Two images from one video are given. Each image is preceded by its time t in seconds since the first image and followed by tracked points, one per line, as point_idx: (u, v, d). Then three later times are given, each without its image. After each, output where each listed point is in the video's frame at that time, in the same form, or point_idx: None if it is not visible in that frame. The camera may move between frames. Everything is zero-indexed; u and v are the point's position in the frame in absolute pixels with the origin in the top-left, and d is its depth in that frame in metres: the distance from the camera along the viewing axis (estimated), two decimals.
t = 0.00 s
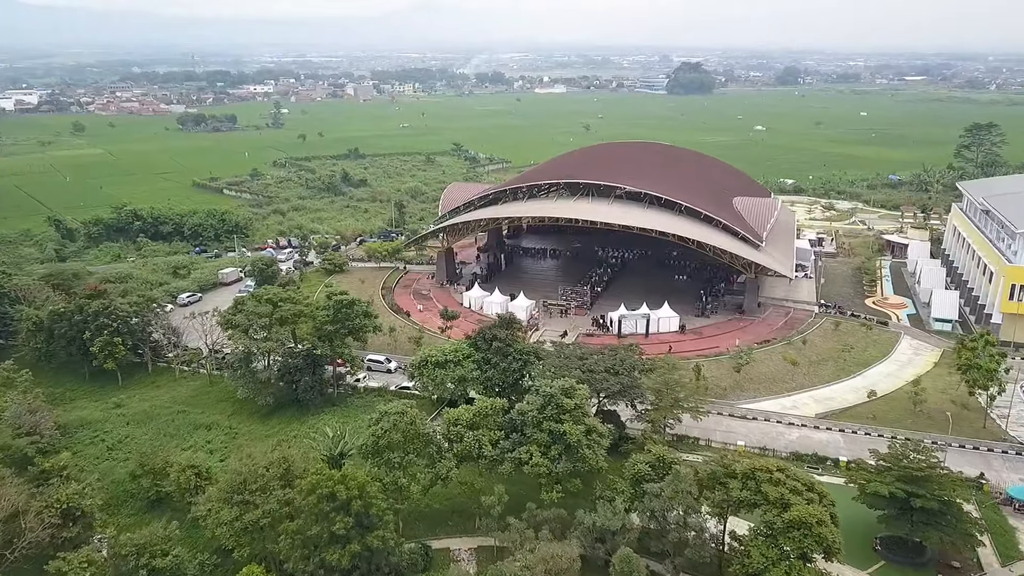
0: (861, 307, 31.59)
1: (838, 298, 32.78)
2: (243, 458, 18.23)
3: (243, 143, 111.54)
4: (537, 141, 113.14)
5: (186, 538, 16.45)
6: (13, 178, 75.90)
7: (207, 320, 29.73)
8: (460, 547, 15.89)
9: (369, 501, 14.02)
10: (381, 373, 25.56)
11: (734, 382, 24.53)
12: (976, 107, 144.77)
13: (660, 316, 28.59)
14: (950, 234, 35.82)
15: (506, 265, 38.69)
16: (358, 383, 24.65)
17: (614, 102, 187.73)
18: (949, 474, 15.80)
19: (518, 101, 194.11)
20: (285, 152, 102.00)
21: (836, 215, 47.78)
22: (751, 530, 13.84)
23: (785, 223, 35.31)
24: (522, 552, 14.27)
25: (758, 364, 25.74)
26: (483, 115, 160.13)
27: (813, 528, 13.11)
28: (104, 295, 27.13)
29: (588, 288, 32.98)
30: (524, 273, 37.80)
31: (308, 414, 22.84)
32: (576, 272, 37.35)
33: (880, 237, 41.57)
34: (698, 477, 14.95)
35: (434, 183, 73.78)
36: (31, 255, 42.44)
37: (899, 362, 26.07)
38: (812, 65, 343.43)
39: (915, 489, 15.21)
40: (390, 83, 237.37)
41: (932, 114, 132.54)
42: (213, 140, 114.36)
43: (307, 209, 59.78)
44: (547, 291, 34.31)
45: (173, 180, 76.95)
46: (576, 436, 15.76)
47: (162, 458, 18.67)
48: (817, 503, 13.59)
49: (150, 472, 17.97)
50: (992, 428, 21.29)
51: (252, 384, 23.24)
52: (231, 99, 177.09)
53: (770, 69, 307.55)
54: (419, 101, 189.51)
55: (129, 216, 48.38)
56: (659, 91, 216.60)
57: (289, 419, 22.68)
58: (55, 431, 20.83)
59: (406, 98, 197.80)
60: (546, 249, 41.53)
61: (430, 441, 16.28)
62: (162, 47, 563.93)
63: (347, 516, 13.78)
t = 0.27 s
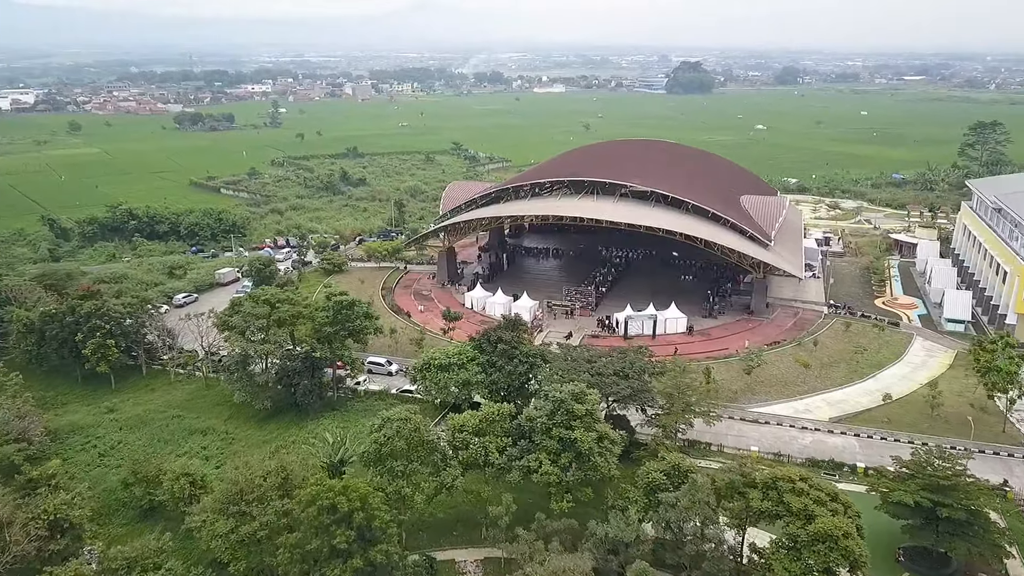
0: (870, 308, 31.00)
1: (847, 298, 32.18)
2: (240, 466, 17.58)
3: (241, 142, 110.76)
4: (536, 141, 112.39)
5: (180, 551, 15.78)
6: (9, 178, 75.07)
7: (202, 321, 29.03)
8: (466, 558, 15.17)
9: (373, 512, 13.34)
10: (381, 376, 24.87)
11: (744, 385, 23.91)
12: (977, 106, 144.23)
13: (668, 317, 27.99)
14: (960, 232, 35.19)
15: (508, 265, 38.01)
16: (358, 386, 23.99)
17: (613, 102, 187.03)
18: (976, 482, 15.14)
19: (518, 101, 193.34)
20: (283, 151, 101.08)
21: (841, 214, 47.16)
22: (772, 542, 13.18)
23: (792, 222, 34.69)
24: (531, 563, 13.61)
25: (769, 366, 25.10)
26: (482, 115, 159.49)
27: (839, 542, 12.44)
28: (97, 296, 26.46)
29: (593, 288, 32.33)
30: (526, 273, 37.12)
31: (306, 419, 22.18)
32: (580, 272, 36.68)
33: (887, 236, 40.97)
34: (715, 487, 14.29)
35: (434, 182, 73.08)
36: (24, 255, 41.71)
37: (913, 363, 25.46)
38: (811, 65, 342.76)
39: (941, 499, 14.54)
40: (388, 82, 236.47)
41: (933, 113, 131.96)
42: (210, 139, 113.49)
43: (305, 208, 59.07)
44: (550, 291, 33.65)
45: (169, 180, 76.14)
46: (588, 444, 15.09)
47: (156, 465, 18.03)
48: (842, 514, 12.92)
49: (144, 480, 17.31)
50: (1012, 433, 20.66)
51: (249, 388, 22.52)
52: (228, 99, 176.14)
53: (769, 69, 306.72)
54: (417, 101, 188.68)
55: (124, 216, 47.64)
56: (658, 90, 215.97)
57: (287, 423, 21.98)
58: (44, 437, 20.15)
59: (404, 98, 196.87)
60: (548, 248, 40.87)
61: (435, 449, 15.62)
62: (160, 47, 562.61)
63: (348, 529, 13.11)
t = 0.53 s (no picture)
0: (879, 308, 30.36)
1: (855, 298, 31.53)
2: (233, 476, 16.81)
3: (236, 141, 109.82)
4: (535, 140, 111.66)
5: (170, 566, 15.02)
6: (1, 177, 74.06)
7: (196, 323, 28.23)
8: (470, 572, 14.41)
9: (374, 527, 12.59)
10: (381, 380, 24.14)
11: (755, 388, 23.22)
12: (975, 105, 143.91)
13: (674, 318, 27.32)
14: (969, 231, 34.54)
15: (509, 265, 37.29)
16: (356, 391, 23.22)
17: (611, 101, 186.37)
18: (1006, 492, 14.42)
19: (515, 100, 192.63)
20: (279, 150, 100.17)
21: (846, 213, 46.52)
22: (796, 558, 12.42)
23: (799, 221, 34.02)
24: None
25: (779, 369, 24.42)
26: (479, 114, 158.80)
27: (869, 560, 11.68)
28: (86, 298, 25.62)
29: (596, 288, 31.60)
30: (527, 273, 36.36)
31: (303, 425, 21.40)
32: (582, 272, 35.97)
33: (893, 235, 40.34)
34: (734, 499, 13.53)
35: (432, 181, 72.30)
36: (14, 255, 40.82)
37: (926, 365, 24.81)
38: (809, 64, 342.75)
39: (972, 511, 13.81)
40: (385, 82, 235.55)
41: (932, 112, 131.58)
42: (206, 138, 112.51)
43: (302, 208, 58.25)
44: (553, 292, 32.91)
45: (164, 179, 75.23)
46: (599, 453, 14.34)
47: (146, 474, 17.27)
48: (871, 529, 12.15)
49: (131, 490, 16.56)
50: None
51: (244, 393, 21.73)
52: (224, 98, 175.14)
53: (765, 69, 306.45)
54: (414, 100, 187.77)
55: (117, 215, 46.77)
56: (656, 90, 215.44)
57: (283, 430, 21.20)
58: (30, 446, 19.35)
59: (401, 98, 195.91)
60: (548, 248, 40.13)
61: (437, 459, 14.91)
62: (155, 47, 560.28)
63: (347, 545, 12.38)
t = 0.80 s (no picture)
0: (882, 307, 29.85)
1: (857, 297, 31.01)
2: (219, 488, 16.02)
3: (224, 140, 108.51)
4: (527, 139, 110.95)
5: None
6: None
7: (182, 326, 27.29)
8: None
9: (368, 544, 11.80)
10: (373, 384, 23.33)
11: (760, 390, 22.58)
12: (965, 104, 144.39)
13: (675, 319, 26.70)
14: (970, 229, 34.11)
15: (504, 265, 36.54)
16: (349, 395, 22.39)
17: (602, 100, 185.91)
18: None
19: (506, 99, 191.83)
20: (268, 150, 98.97)
21: (843, 211, 46.08)
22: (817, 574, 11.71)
23: (800, 218, 33.45)
24: None
25: (783, 370, 23.80)
26: (470, 113, 157.94)
27: None
28: (67, 300, 24.66)
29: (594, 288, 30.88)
30: (522, 273, 35.59)
31: (293, 432, 20.57)
32: (579, 272, 35.28)
33: (892, 233, 39.90)
34: (749, 510, 12.81)
35: (424, 180, 71.47)
36: None
37: (933, 365, 24.28)
38: (799, 64, 346.20)
39: (998, 520, 13.17)
40: (374, 81, 234.27)
41: (923, 111, 131.81)
42: (194, 138, 111.09)
43: (291, 207, 57.26)
44: (549, 292, 32.17)
45: (151, 179, 73.95)
46: (607, 463, 13.59)
47: (127, 486, 16.40)
48: (897, 543, 11.44)
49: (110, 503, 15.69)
50: None
51: (231, 398, 20.86)
52: (213, 98, 173.40)
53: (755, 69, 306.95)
54: (404, 100, 186.67)
55: (101, 215, 45.65)
56: (647, 89, 215.24)
57: (272, 437, 20.36)
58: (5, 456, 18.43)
59: (391, 97, 194.73)
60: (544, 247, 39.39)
61: (435, 468, 14.15)
62: (142, 46, 554.99)
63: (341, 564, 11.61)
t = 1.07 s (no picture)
0: (883, 306, 29.35)
1: (858, 296, 30.50)
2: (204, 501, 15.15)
3: (211, 139, 107.08)
4: (517, 138, 110.19)
5: None
6: None
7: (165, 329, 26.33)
8: None
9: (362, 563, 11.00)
10: (365, 388, 22.53)
11: (764, 392, 21.95)
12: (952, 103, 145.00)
13: (674, 319, 26.05)
14: (971, 226, 33.70)
15: (497, 264, 35.75)
16: (339, 400, 21.57)
17: (592, 100, 185.42)
18: None
19: (496, 98, 191.01)
20: (255, 149, 97.65)
21: (839, 209, 45.66)
22: None
23: (798, 216, 32.91)
24: None
25: (787, 372, 23.19)
26: (460, 112, 157.06)
27: None
28: (44, 303, 23.66)
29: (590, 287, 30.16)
30: (516, 272, 34.82)
31: (282, 439, 19.73)
32: (574, 271, 34.55)
33: (890, 231, 39.50)
34: (765, 522, 12.10)
35: (414, 178, 70.58)
36: None
37: (939, 365, 23.76)
38: (787, 64, 347.66)
39: None
40: (363, 81, 232.62)
41: (911, 109, 132.14)
42: (180, 137, 109.58)
43: (279, 207, 56.23)
44: (544, 292, 31.41)
45: (135, 178, 72.57)
46: (615, 473, 12.82)
47: (105, 498, 15.51)
48: (925, 558, 10.79)
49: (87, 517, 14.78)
50: None
51: (216, 404, 19.97)
52: (199, 97, 171.43)
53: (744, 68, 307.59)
54: (393, 99, 185.45)
55: (83, 215, 44.47)
56: (637, 89, 215.04)
57: (260, 445, 19.50)
58: None
59: (380, 97, 193.43)
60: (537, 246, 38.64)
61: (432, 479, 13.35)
62: (128, 45, 549.03)
63: None
